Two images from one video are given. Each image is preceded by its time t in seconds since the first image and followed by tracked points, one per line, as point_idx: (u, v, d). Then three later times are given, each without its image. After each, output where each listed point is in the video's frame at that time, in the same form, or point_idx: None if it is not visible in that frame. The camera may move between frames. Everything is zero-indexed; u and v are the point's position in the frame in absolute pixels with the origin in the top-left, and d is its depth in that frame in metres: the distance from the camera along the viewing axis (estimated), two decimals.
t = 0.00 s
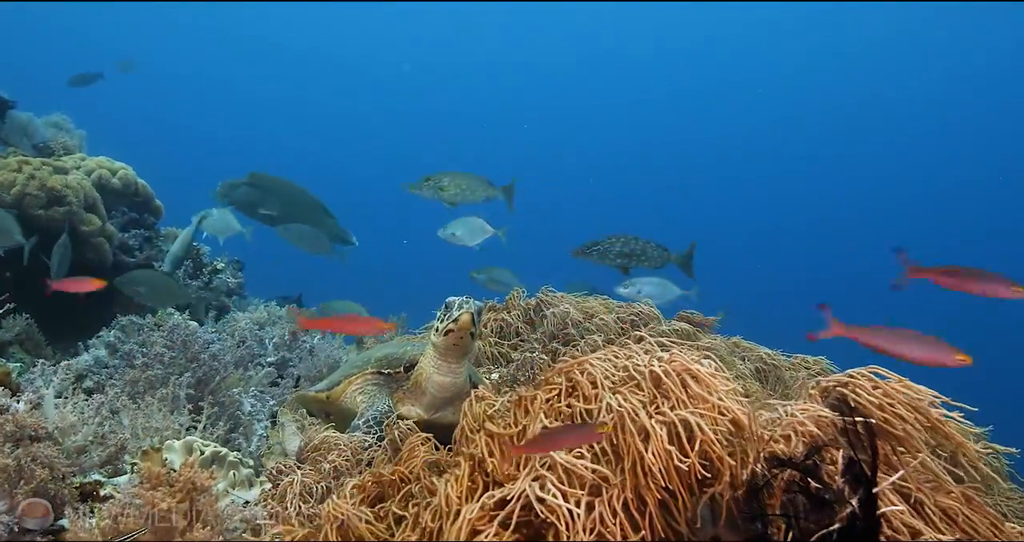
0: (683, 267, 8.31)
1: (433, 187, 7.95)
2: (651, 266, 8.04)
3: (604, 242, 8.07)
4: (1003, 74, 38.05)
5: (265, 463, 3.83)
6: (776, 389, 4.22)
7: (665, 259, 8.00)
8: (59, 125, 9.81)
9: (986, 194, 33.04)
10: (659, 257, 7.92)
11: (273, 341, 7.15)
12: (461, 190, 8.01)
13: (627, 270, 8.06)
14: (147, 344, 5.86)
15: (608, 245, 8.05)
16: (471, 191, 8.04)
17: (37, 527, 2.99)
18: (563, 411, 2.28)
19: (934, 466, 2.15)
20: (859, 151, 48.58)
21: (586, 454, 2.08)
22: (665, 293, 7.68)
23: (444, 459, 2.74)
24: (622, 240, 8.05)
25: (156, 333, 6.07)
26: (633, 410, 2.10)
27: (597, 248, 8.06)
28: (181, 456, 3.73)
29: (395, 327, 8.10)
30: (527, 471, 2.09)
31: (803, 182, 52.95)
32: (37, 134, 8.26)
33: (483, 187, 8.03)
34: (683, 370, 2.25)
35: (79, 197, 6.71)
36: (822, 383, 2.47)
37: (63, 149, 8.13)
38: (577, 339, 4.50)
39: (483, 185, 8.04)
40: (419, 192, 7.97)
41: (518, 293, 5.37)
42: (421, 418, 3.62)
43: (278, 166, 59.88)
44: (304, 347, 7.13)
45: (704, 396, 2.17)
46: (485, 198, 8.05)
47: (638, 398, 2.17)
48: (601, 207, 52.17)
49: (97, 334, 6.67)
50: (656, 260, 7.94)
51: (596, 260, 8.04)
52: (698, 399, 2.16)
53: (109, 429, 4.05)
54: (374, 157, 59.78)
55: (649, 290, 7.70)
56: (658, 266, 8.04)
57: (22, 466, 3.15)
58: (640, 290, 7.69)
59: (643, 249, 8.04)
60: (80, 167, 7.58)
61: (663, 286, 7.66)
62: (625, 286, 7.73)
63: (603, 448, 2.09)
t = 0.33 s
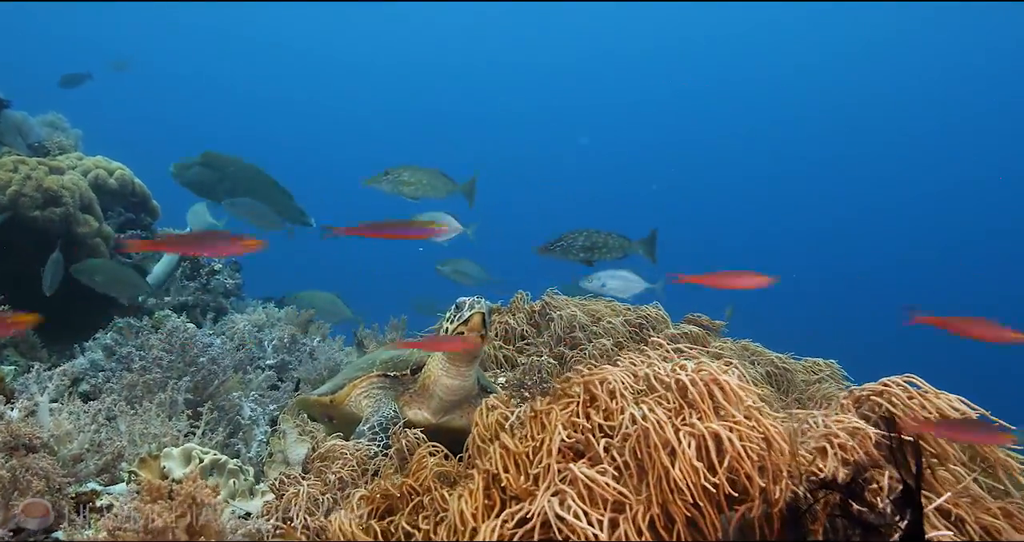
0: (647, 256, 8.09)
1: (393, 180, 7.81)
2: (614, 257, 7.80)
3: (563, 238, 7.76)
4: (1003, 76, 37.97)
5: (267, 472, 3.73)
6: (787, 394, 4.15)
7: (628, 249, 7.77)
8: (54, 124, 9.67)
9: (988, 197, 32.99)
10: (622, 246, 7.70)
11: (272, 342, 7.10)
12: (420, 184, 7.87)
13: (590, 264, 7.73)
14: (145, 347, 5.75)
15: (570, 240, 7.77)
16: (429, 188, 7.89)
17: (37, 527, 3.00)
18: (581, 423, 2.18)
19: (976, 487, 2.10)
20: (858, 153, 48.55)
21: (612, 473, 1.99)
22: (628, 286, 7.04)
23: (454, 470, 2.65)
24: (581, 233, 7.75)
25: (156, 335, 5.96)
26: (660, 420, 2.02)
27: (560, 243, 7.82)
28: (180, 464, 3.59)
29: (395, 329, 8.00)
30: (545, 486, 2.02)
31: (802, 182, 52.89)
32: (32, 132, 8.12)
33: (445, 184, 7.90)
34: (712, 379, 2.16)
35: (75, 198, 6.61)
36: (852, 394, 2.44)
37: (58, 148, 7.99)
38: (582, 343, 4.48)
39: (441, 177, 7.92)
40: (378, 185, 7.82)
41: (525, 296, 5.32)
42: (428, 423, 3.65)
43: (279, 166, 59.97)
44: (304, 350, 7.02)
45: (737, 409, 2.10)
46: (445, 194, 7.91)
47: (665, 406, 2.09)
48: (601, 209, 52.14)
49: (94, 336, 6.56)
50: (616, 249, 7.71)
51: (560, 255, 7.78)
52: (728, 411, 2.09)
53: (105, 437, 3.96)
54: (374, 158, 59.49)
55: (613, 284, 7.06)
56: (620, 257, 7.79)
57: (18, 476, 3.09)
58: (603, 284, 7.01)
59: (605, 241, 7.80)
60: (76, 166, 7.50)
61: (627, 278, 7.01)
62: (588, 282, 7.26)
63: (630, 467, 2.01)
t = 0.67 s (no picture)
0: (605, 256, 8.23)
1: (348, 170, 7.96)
2: (575, 253, 7.88)
3: (521, 235, 7.89)
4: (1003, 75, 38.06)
5: (267, 482, 3.62)
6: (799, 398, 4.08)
7: (589, 245, 7.84)
8: (50, 122, 9.58)
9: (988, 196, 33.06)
10: (583, 243, 7.79)
11: (270, 343, 7.02)
12: (371, 176, 8.07)
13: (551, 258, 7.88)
14: (141, 351, 5.63)
15: (531, 235, 7.88)
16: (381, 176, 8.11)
17: (37, 525, 2.91)
18: (600, 435, 2.08)
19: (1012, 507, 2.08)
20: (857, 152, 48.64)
21: (633, 490, 1.89)
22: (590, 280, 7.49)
23: (465, 483, 2.56)
24: (541, 228, 7.81)
25: (152, 338, 5.84)
26: (685, 434, 1.91)
27: (520, 238, 7.92)
28: (177, 472, 3.43)
29: (394, 331, 7.90)
30: (562, 503, 1.91)
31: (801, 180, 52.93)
32: (26, 131, 8.02)
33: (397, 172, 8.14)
34: (742, 391, 2.05)
35: (71, 196, 6.50)
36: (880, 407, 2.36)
37: (53, 145, 7.89)
38: (591, 349, 4.40)
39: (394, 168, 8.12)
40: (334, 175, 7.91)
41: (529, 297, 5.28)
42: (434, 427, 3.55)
43: (279, 166, 59.84)
44: (303, 352, 6.91)
45: (767, 423, 1.99)
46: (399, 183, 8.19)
47: (689, 417, 1.99)
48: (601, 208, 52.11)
49: (89, 337, 6.45)
50: (577, 245, 7.83)
51: (520, 251, 7.88)
52: (760, 426, 1.98)
53: (100, 446, 3.87)
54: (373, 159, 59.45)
55: (576, 276, 7.44)
56: (581, 254, 7.92)
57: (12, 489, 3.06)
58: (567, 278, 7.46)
59: (567, 236, 7.83)
60: (72, 165, 7.41)
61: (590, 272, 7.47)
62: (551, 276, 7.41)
63: (653, 484, 1.91)
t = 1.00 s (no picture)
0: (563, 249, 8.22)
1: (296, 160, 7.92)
2: (534, 249, 7.85)
3: (479, 232, 7.77)
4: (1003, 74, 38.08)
5: (266, 493, 3.52)
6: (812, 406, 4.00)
7: (548, 241, 7.80)
8: (45, 120, 9.48)
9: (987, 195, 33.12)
10: (541, 240, 7.75)
11: (269, 345, 6.94)
12: (324, 166, 8.01)
13: (511, 255, 7.86)
14: (138, 355, 5.53)
15: (489, 232, 7.76)
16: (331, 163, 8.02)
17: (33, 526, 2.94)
18: (620, 451, 1.99)
19: None
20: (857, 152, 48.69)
21: (656, 512, 1.79)
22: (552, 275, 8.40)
23: (475, 497, 2.47)
24: (502, 225, 7.72)
25: (150, 341, 5.72)
26: (714, 453, 1.81)
27: (479, 235, 7.78)
28: (173, 481, 3.32)
29: (395, 333, 7.80)
30: (580, 525, 1.81)
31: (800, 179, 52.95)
32: (21, 130, 7.90)
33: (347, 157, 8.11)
34: (772, 408, 1.96)
35: (66, 196, 6.39)
36: (913, 423, 2.27)
37: (48, 144, 7.77)
38: (598, 355, 4.30)
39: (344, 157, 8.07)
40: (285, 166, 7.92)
41: (530, 300, 5.21)
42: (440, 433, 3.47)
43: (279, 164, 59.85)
44: (303, 355, 6.82)
45: (798, 444, 1.90)
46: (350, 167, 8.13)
47: (717, 433, 1.90)
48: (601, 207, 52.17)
49: (86, 339, 6.33)
50: (536, 241, 7.78)
51: (479, 248, 7.74)
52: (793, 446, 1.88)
53: (95, 454, 3.76)
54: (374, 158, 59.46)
55: (540, 273, 8.38)
56: (539, 249, 7.89)
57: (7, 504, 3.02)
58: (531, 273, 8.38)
59: (525, 233, 7.78)
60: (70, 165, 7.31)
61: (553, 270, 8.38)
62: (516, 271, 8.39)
63: (677, 507, 1.81)
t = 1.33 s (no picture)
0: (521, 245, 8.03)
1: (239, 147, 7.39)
2: (492, 245, 7.63)
3: (437, 226, 7.51)
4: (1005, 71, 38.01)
5: (267, 505, 3.45)
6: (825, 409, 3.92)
7: (506, 237, 7.61)
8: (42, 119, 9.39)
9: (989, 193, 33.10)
10: (498, 236, 7.55)
11: (269, 348, 6.85)
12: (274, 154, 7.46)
13: (467, 251, 7.62)
14: (135, 359, 5.42)
15: (444, 228, 7.51)
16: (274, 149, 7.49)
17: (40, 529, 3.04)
18: (646, 473, 1.90)
19: None
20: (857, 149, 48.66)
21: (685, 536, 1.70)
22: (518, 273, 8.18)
23: (487, 514, 2.37)
24: (457, 220, 7.48)
25: (147, 346, 5.61)
26: (743, 476, 1.74)
27: (433, 232, 7.55)
28: (172, 491, 3.20)
29: (398, 336, 7.71)
30: None
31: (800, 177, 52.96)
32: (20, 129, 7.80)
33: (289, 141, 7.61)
34: (804, 428, 1.89)
35: (65, 196, 6.29)
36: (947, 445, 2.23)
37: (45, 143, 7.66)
38: (607, 361, 4.20)
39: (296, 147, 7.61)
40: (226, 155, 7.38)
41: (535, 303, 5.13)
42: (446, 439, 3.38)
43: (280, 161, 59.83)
44: (303, 358, 6.71)
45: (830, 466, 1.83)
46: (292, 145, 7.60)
47: (748, 457, 1.83)
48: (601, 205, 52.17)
49: (84, 341, 6.24)
50: (495, 238, 7.56)
51: (435, 244, 7.53)
52: (826, 465, 1.82)
53: (92, 464, 3.68)
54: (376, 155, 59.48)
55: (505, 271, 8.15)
56: (496, 245, 7.69)
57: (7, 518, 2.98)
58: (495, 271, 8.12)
59: (482, 228, 7.55)
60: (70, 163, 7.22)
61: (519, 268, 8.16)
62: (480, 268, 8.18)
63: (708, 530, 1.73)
